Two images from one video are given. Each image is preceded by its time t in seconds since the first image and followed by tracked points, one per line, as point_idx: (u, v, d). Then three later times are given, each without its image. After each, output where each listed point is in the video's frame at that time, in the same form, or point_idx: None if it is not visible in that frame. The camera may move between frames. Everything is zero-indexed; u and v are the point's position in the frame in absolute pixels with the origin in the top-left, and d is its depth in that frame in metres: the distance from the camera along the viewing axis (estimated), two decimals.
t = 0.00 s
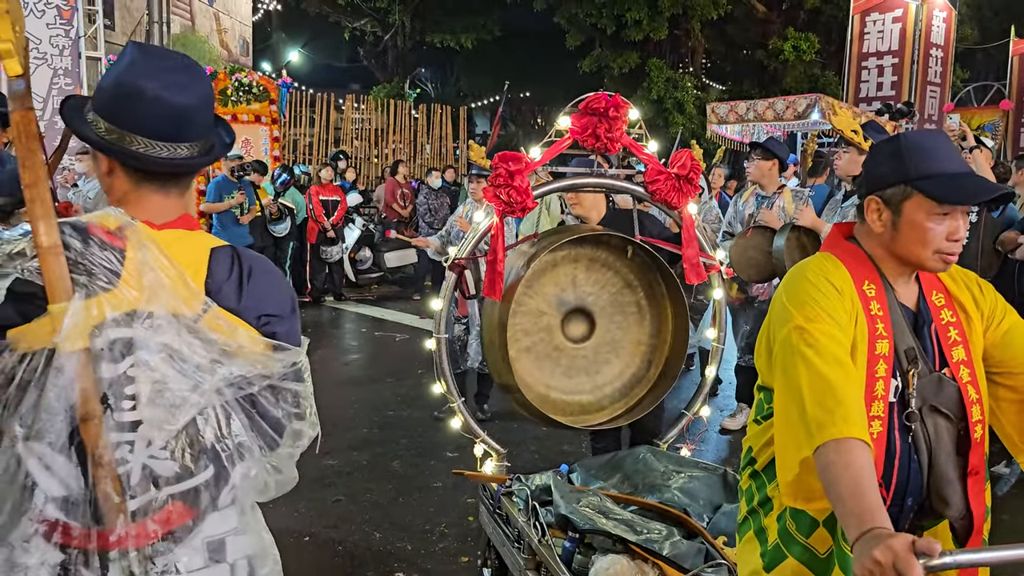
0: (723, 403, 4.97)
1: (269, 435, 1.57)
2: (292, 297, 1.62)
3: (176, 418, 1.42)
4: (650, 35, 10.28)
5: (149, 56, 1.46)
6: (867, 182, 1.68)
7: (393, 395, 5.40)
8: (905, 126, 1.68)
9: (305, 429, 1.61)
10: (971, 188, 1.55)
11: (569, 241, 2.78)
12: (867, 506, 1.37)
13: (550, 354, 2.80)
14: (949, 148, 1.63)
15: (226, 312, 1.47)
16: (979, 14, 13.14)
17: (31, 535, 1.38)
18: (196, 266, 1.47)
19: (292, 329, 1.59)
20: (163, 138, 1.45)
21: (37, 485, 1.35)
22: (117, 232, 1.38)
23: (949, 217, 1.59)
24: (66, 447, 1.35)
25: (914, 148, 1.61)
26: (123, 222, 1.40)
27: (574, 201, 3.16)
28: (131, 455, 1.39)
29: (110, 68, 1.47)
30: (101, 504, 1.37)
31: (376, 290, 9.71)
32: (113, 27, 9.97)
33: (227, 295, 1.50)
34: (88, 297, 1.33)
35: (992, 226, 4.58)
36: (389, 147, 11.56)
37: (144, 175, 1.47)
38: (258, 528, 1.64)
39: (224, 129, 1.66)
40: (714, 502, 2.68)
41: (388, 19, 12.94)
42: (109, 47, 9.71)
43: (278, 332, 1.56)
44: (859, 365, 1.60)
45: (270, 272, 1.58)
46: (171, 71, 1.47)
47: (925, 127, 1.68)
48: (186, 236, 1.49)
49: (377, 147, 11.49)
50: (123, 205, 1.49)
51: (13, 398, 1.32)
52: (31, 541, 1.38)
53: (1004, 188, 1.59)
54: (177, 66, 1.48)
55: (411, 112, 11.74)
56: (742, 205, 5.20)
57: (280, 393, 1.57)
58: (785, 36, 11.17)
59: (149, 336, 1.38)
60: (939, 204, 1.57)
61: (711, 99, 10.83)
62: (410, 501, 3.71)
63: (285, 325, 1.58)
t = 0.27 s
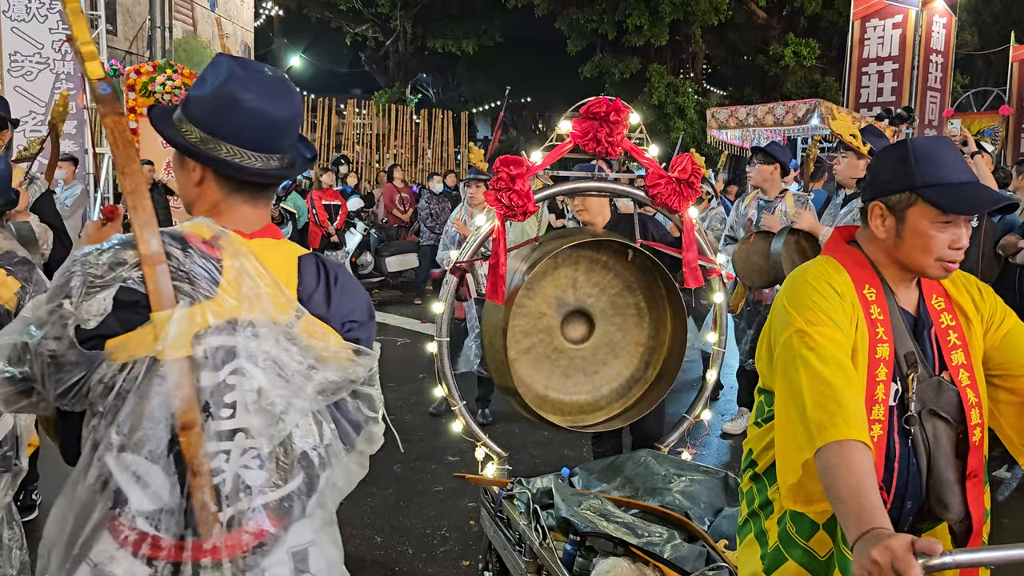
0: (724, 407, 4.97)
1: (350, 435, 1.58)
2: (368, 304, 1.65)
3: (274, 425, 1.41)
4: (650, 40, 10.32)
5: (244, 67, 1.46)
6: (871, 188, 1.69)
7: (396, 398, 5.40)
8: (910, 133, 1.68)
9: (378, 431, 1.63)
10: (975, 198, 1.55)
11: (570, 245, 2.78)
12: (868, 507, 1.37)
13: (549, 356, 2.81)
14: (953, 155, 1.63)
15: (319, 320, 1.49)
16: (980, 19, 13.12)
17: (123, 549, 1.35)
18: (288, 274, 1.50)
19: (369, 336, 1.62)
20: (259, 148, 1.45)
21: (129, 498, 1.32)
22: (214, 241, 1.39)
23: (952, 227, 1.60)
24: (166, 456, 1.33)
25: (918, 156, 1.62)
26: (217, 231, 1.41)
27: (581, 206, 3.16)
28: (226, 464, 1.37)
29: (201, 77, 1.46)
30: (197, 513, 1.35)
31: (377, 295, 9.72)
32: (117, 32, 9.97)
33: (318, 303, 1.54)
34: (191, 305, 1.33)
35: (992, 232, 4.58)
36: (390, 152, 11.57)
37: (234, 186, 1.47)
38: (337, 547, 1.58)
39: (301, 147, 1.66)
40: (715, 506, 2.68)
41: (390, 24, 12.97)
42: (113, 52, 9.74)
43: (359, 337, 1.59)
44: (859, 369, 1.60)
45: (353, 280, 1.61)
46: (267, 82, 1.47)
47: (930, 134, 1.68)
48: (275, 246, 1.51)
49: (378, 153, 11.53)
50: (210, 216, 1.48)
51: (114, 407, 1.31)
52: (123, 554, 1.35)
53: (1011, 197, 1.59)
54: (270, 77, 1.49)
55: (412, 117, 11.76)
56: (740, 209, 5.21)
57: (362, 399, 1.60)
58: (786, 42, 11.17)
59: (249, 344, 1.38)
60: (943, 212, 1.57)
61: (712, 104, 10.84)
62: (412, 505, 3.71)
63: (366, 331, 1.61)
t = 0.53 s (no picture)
0: (731, 413, 4.96)
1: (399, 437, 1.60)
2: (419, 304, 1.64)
3: (333, 428, 1.42)
4: (656, 46, 10.34)
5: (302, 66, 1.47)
6: (881, 192, 1.68)
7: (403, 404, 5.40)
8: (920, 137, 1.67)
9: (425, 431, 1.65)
10: (985, 204, 1.54)
11: (577, 249, 2.78)
12: (876, 509, 1.36)
13: (558, 361, 2.81)
14: (962, 160, 1.62)
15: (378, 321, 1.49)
16: (987, 24, 13.09)
17: (186, 563, 1.35)
18: (346, 273, 1.50)
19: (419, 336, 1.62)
20: (320, 146, 1.45)
21: (188, 508, 1.33)
22: (276, 239, 1.39)
23: (961, 233, 1.59)
24: (228, 462, 1.34)
25: (928, 160, 1.61)
26: (279, 230, 1.41)
27: (597, 210, 3.30)
28: (285, 468, 1.38)
29: (260, 75, 1.45)
30: (259, 519, 1.36)
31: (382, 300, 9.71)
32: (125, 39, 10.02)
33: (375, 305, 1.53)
34: (257, 304, 1.34)
35: (1000, 237, 4.56)
36: (396, 158, 11.59)
37: (294, 184, 1.45)
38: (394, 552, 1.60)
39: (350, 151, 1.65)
40: (722, 511, 2.67)
41: (396, 30, 13.01)
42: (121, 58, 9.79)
43: (412, 339, 1.59)
44: (866, 372, 1.60)
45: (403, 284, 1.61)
46: (324, 81, 1.47)
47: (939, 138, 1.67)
48: (332, 245, 1.50)
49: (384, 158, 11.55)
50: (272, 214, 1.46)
51: (178, 413, 1.31)
52: (184, 563, 1.35)
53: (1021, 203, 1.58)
54: (326, 76, 1.49)
55: (418, 123, 11.78)
56: (746, 213, 5.21)
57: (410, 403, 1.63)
58: (792, 47, 11.16)
59: (312, 345, 1.38)
60: (953, 217, 1.56)
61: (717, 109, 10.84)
62: (418, 510, 3.69)
63: (417, 334, 1.61)
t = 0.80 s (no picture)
0: (744, 418, 4.93)
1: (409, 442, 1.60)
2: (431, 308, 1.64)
3: (337, 432, 1.41)
4: (668, 50, 10.31)
5: (316, 67, 1.47)
6: (896, 194, 1.66)
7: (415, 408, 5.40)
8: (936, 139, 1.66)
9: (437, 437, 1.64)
10: (1002, 207, 1.53)
11: (589, 253, 2.78)
12: (895, 518, 1.35)
13: (571, 367, 2.80)
14: (979, 163, 1.60)
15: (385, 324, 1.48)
16: (1002, 27, 12.99)
17: (196, 570, 1.36)
18: (354, 275, 1.48)
19: (431, 342, 1.61)
20: (331, 146, 1.45)
21: (193, 512, 1.33)
22: (280, 240, 1.39)
23: (978, 236, 1.57)
24: (232, 467, 1.34)
25: (944, 163, 1.59)
26: (285, 231, 1.40)
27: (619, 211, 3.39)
28: (288, 473, 1.37)
29: (272, 76, 1.46)
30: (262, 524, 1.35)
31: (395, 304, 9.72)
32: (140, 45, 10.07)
33: (384, 309, 1.52)
34: (256, 306, 1.33)
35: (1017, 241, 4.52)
36: (408, 163, 11.61)
37: (304, 184, 1.45)
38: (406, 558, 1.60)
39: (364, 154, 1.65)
40: (736, 516, 2.67)
41: (408, 36, 13.04)
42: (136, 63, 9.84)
43: (422, 344, 1.57)
44: (882, 376, 1.59)
45: (414, 286, 1.60)
46: (337, 81, 1.47)
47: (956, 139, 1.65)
48: (341, 246, 1.49)
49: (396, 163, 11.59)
50: (278, 217, 1.46)
51: (181, 417, 1.32)
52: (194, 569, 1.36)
53: None
54: (340, 77, 1.49)
55: (430, 128, 11.80)
56: (759, 217, 5.18)
57: (419, 409, 1.61)
58: (804, 52, 11.11)
59: (314, 348, 1.37)
60: (970, 220, 1.55)
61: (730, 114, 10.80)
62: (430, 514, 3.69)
63: (428, 338, 1.59)
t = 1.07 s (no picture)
0: (764, 421, 4.89)
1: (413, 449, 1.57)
2: (441, 308, 1.60)
3: (329, 436, 1.39)
4: (687, 52, 10.27)
5: (322, 63, 1.45)
6: (918, 192, 1.64)
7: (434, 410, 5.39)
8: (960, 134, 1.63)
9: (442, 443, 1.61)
10: None
11: (610, 254, 2.77)
12: (920, 521, 1.33)
13: (592, 369, 2.79)
14: (1003, 158, 1.57)
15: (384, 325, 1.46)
16: None
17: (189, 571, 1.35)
18: (353, 276, 1.46)
19: (439, 345, 1.57)
20: (335, 141, 1.43)
21: (187, 512, 1.34)
22: (277, 240, 1.38)
23: (1002, 233, 1.54)
24: (221, 469, 1.34)
25: (968, 159, 1.56)
26: (282, 230, 1.39)
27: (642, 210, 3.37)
28: (281, 477, 1.37)
29: (278, 72, 1.45)
30: (254, 527, 1.35)
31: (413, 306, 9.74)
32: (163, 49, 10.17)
33: (384, 309, 1.49)
34: (246, 308, 1.33)
35: None
36: (427, 166, 11.64)
37: (305, 179, 1.44)
38: (406, 563, 1.58)
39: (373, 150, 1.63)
40: (757, 519, 2.64)
41: (427, 39, 13.08)
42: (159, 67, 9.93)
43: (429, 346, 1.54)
44: (906, 378, 1.56)
45: (421, 286, 1.57)
46: (344, 77, 1.46)
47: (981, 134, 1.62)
48: (342, 246, 1.47)
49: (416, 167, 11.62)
50: (276, 214, 1.45)
51: (177, 417, 1.33)
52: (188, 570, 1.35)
53: None
54: (348, 73, 1.48)
55: (449, 131, 11.82)
56: (779, 218, 5.15)
57: (423, 411, 1.58)
58: (826, 53, 11.01)
59: (306, 351, 1.37)
60: (995, 217, 1.52)
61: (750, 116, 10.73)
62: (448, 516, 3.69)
63: (436, 340, 1.56)
